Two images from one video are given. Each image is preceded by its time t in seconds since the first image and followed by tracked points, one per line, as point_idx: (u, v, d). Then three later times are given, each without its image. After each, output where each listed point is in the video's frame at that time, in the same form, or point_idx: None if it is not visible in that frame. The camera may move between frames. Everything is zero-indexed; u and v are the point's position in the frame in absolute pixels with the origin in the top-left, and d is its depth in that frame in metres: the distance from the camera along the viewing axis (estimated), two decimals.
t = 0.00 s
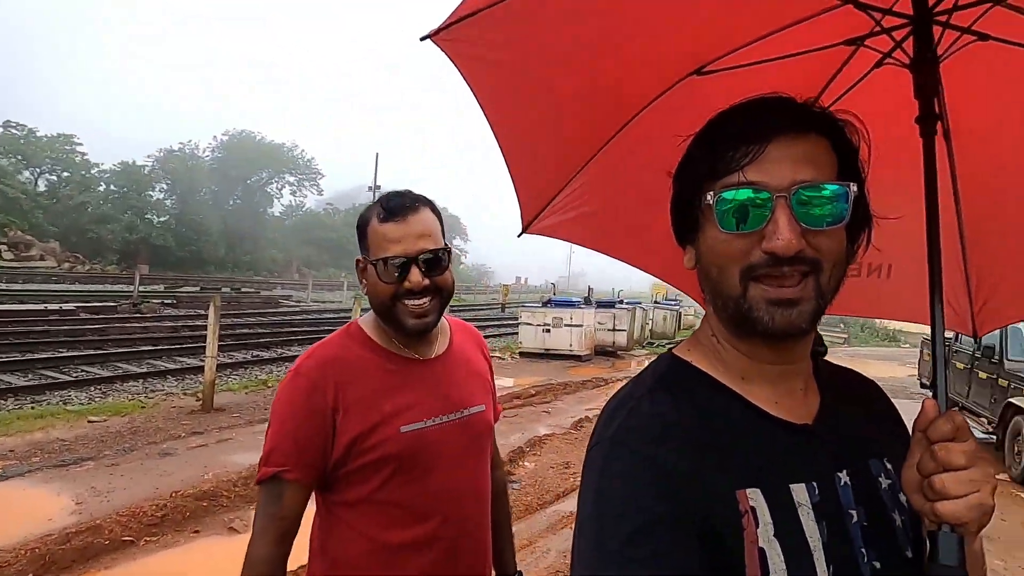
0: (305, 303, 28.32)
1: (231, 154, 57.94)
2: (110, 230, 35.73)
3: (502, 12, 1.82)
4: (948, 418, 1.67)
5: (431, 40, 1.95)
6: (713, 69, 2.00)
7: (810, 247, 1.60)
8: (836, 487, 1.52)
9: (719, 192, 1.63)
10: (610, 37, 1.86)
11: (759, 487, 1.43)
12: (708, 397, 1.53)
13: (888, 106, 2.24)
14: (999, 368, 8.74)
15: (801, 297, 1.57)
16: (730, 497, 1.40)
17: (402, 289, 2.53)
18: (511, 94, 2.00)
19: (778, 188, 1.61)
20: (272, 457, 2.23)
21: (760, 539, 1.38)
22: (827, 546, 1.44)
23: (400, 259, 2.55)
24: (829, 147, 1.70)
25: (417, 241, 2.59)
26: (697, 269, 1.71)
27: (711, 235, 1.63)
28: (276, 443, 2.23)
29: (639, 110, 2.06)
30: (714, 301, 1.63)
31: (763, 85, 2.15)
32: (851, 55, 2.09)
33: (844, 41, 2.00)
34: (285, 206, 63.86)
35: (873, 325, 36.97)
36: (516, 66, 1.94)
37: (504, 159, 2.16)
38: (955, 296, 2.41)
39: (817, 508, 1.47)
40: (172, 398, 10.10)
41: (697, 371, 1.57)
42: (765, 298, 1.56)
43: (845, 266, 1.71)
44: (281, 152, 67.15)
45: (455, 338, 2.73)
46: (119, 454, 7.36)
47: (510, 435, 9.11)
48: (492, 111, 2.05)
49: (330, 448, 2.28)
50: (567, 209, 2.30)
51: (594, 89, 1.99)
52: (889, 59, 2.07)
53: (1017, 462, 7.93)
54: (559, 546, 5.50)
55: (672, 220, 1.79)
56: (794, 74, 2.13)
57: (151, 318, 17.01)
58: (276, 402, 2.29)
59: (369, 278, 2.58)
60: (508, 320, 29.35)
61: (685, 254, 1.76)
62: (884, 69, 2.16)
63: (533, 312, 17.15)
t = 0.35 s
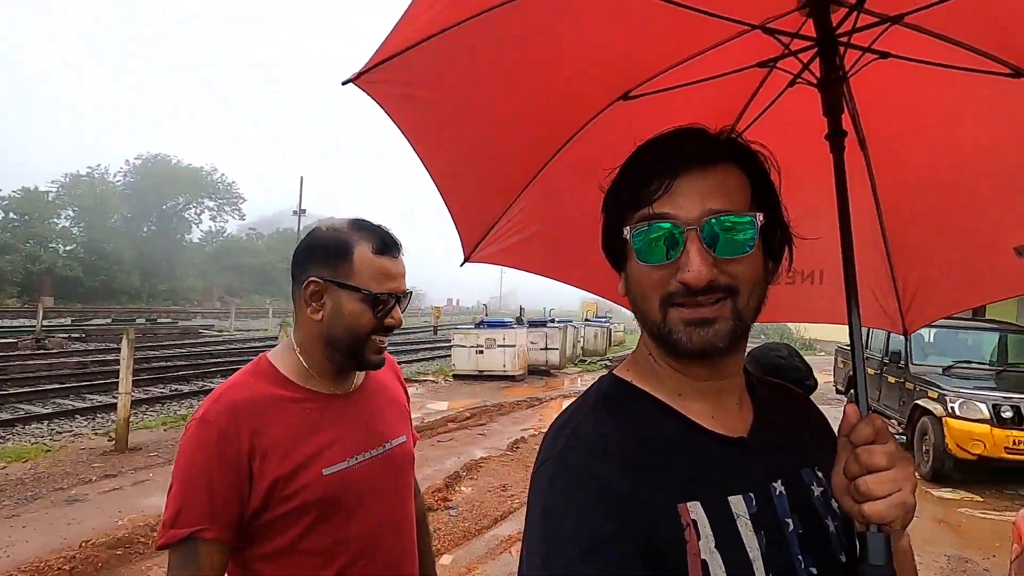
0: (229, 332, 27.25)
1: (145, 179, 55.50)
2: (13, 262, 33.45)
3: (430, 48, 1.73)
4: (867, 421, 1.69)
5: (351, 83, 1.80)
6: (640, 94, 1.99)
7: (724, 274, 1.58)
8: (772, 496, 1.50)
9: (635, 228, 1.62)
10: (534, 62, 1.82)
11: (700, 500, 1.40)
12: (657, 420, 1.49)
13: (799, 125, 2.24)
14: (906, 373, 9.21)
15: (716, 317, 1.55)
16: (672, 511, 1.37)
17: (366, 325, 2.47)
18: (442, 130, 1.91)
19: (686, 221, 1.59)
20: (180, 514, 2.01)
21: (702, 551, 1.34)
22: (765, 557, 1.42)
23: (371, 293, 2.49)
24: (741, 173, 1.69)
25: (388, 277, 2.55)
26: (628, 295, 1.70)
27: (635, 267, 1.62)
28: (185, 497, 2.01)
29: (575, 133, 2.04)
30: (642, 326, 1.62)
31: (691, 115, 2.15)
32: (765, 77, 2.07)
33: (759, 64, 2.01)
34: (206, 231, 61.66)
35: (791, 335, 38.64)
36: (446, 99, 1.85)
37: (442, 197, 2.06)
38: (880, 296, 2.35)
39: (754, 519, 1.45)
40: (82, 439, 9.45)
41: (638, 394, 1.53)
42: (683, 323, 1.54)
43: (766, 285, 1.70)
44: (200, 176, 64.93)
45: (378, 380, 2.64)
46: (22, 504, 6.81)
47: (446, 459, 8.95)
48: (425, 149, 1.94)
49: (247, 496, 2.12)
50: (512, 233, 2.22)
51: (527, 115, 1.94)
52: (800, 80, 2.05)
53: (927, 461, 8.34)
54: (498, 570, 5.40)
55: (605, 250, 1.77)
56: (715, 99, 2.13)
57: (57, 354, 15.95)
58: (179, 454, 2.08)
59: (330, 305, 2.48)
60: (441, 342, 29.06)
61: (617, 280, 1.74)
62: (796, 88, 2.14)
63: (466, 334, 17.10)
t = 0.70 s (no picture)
0: (158, 361, 26.12)
1: (64, 203, 52.95)
2: None
3: (370, 79, 1.65)
4: (805, 430, 1.60)
5: (289, 114, 1.68)
6: (579, 119, 1.97)
7: (657, 293, 1.56)
8: (714, 512, 1.47)
9: (570, 250, 1.60)
10: (470, 86, 1.76)
11: (642, 520, 1.38)
12: (608, 448, 1.45)
13: (731, 147, 2.25)
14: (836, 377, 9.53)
15: (652, 335, 1.53)
16: (613, 531, 1.34)
17: (341, 357, 2.44)
18: (385, 160, 1.84)
19: (618, 243, 1.58)
20: (141, 569, 1.84)
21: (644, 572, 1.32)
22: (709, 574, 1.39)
23: (347, 325, 2.46)
24: (665, 197, 1.69)
25: (359, 308, 2.53)
26: (564, 322, 1.66)
27: (570, 291, 1.59)
28: (147, 549, 1.85)
29: (517, 160, 1.99)
30: (579, 349, 1.59)
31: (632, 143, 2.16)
32: (699, 101, 2.08)
33: (693, 88, 1.99)
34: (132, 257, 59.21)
35: (726, 344, 39.75)
36: (387, 128, 1.78)
37: (387, 226, 1.98)
38: (823, 307, 2.36)
39: (697, 537, 1.42)
40: None
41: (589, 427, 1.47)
42: (623, 342, 1.52)
43: (698, 305, 1.70)
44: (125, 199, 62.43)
45: (318, 418, 2.56)
46: None
47: (390, 485, 8.74)
48: (367, 178, 1.86)
49: (210, 542, 1.98)
50: (458, 261, 2.17)
51: (468, 143, 1.89)
52: (732, 103, 2.06)
53: (859, 462, 8.62)
54: None
55: (540, 278, 1.73)
56: (653, 123, 2.12)
57: None
58: (133, 503, 1.90)
59: (307, 336, 2.38)
60: (382, 363, 28.62)
61: (555, 308, 1.70)
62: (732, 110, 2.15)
63: (408, 355, 16.84)
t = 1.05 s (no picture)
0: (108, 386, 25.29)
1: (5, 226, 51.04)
2: None
3: (321, 89, 1.60)
4: (754, 430, 1.60)
5: (236, 127, 1.62)
6: (535, 128, 1.96)
7: (615, 295, 1.55)
8: (665, 516, 1.46)
9: (529, 249, 1.58)
10: (424, 95, 1.73)
11: (596, 527, 1.36)
12: (565, 456, 1.45)
13: (680, 158, 2.26)
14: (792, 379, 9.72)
15: (609, 336, 1.52)
16: (566, 540, 1.32)
17: (335, 377, 2.44)
18: (340, 169, 1.80)
19: (577, 243, 1.57)
20: None
21: None
22: None
23: (343, 347, 2.46)
24: (621, 204, 1.69)
25: (353, 331, 2.54)
26: (520, 326, 1.64)
27: (527, 290, 1.57)
28: (153, 569, 1.76)
29: (473, 170, 1.98)
30: (536, 351, 1.56)
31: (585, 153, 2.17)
32: (652, 109, 2.07)
33: (644, 98, 1.99)
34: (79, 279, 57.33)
35: (686, 350, 40.26)
36: (341, 139, 1.74)
37: (343, 235, 1.94)
38: (776, 310, 2.48)
39: (649, 541, 1.41)
40: None
41: (544, 434, 1.47)
42: (583, 344, 1.50)
43: (650, 309, 1.70)
44: (70, 220, 60.49)
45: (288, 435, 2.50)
46: None
47: (353, 505, 8.58)
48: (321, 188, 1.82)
49: (210, 562, 1.91)
50: (415, 270, 2.14)
51: (424, 152, 1.86)
52: (683, 112, 2.05)
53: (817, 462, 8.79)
54: None
55: (492, 280, 1.72)
56: (602, 134, 2.12)
57: None
58: (136, 521, 1.81)
59: (306, 354, 2.37)
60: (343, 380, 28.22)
61: (509, 314, 1.68)
62: (683, 120, 2.14)
63: (369, 371, 16.61)
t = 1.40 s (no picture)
0: (83, 404, 24.88)
1: None
2: None
3: (286, 89, 1.61)
4: (726, 430, 1.62)
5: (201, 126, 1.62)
6: (498, 134, 1.96)
7: (593, 303, 1.56)
8: (638, 518, 1.48)
9: (510, 258, 1.58)
10: (391, 99, 1.75)
11: (572, 530, 1.37)
12: (540, 460, 1.46)
13: (648, 164, 2.29)
14: (771, 381, 9.84)
15: (587, 345, 1.54)
16: (542, 544, 1.33)
17: (384, 399, 2.77)
18: (307, 172, 1.79)
19: (559, 253, 1.58)
20: (228, 558, 2.02)
21: None
22: None
23: (397, 374, 2.80)
24: (600, 211, 1.71)
25: (406, 361, 2.89)
26: (497, 331, 1.65)
27: (506, 297, 1.57)
28: (239, 540, 2.05)
29: (435, 175, 1.95)
30: (514, 358, 1.57)
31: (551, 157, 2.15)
32: (613, 119, 2.11)
33: (608, 106, 2.02)
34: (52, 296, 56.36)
35: (667, 355, 40.44)
36: (308, 142, 1.75)
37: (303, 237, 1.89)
38: (729, 316, 2.45)
39: (624, 542, 1.42)
40: None
41: (523, 438, 1.49)
42: (560, 353, 1.52)
43: (625, 315, 1.71)
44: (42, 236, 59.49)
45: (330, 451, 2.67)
46: None
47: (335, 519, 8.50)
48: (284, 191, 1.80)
49: (282, 539, 2.20)
50: (373, 278, 2.06)
51: (390, 154, 1.86)
52: (645, 120, 2.10)
53: (798, 463, 8.88)
54: None
55: (468, 285, 1.72)
56: (569, 141, 2.13)
57: None
58: (224, 501, 2.10)
59: (368, 376, 2.70)
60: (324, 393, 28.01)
61: (485, 314, 1.69)
62: (646, 129, 2.18)
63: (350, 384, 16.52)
